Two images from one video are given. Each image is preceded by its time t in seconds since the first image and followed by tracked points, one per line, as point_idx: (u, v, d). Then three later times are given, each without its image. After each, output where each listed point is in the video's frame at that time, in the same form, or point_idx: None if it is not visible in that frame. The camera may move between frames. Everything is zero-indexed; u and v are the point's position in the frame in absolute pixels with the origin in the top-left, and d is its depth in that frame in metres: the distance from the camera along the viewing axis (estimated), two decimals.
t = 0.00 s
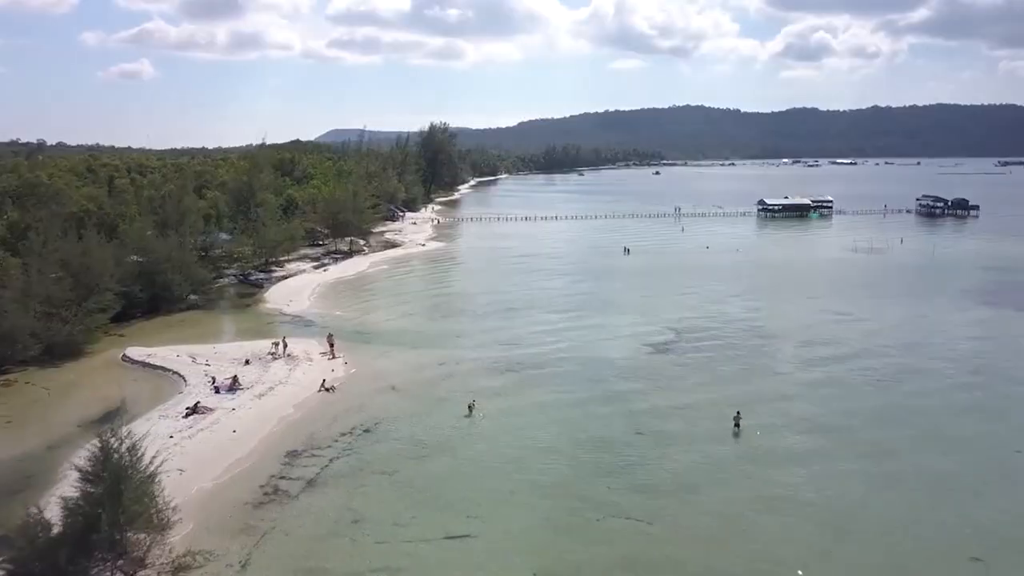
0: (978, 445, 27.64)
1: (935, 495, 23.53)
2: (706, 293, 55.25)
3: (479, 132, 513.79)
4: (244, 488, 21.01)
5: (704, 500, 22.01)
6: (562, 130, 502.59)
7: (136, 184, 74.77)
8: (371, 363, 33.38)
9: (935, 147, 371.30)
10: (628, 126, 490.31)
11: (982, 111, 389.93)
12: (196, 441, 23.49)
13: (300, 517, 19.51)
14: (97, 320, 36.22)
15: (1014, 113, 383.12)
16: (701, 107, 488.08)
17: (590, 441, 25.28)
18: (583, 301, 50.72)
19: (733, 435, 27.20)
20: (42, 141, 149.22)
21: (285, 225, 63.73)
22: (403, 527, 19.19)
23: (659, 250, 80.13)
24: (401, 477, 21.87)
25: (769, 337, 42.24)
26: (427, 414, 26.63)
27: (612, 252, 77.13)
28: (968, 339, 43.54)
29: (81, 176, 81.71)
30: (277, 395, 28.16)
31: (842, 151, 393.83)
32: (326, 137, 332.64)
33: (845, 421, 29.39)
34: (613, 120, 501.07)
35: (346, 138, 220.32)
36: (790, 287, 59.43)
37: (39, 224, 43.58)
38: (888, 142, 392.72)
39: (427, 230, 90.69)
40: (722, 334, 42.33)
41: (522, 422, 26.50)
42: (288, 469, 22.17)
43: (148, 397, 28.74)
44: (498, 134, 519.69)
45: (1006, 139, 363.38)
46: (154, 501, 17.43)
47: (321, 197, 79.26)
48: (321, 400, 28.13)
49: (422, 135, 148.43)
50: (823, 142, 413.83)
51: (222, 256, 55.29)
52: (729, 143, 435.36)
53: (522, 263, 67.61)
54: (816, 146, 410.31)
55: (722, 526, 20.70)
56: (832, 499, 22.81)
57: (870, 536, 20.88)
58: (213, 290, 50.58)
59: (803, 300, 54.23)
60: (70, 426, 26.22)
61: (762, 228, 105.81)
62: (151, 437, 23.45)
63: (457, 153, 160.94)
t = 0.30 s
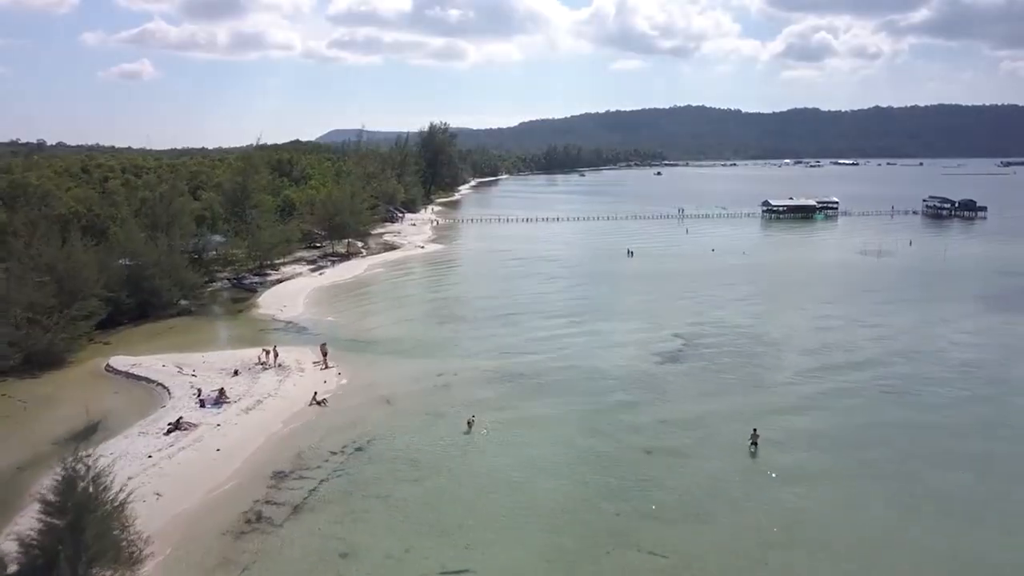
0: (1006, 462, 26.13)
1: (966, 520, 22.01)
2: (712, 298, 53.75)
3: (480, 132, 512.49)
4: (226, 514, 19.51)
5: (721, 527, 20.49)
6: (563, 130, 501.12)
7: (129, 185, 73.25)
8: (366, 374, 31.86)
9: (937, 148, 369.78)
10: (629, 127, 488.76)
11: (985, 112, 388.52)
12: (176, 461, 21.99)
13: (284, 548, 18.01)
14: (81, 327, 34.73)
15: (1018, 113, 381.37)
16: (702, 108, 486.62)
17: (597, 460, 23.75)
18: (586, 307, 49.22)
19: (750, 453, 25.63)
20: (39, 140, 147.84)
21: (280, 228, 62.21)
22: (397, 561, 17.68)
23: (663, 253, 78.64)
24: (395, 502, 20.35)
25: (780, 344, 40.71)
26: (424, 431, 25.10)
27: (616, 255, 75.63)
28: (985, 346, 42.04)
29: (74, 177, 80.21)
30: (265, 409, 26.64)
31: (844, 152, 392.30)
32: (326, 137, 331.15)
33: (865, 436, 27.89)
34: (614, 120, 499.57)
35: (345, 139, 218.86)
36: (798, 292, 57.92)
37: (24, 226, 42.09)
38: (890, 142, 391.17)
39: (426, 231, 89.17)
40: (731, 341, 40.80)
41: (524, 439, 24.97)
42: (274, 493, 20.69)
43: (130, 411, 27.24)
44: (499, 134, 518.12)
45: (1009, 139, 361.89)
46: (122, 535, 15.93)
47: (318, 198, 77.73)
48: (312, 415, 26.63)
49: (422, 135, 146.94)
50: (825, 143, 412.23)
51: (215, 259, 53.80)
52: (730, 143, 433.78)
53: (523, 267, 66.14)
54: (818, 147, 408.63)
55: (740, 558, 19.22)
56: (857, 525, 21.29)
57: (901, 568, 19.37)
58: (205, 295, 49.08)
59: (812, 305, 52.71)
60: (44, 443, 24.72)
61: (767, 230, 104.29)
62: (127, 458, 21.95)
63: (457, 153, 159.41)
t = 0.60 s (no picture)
0: None
1: (1003, 547, 20.45)
2: (719, 303, 52.24)
3: (480, 133, 510.99)
4: (204, 545, 17.98)
5: (740, 558, 18.94)
6: (564, 130, 499.52)
7: (122, 185, 71.68)
8: (360, 385, 30.31)
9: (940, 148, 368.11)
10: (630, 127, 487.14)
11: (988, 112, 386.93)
12: (153, 484, 20.46)
13: None
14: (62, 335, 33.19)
15: (1021, 113, 379.55)
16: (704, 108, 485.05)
17: (605, 482, 22.23)
18: (589, 312, 47.68)
19: (769, 473, 24.04)
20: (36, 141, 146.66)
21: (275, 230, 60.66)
22: None
23: (667, 255, 77.15)
24: (388, 531, 18.79)
25: (791, 352, 39.18)
26: (420, 449, 23.57)
27: (619, 257, 74.13)
28: (1005, 354, 40.48)
29: (67, 178, 78.65)
30: (251, 425, 25.14)
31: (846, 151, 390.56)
32: (325, 137, 329.71)
33: (887, 453, 26.37)
34: (615, 120, 497.94)
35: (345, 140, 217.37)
36: (806, 296, 56.43)
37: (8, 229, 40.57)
38: (892, 142, 389.49)
39: (426, 233, 87.63)
40: (740, 349, 39.27)
41: (527, 458, 23.43)
42: (258, 519, 19.21)
43: (109, 426, 25.71)
44: (499, 134, 516.58)
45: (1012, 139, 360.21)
46: None
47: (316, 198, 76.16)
48: (301, 431, 25.10)
49: (422, 135, 145.42)
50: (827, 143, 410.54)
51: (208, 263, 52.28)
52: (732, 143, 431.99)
53: (524, 270, 64.66)
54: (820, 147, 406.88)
55: None
56: (887, 555, 19.75)
57: None
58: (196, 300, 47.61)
59: (822, 310, 51.19)
60: (15, 461, 23.17)
61: (771, 231, 102.79)
62: (100, 481, 20.44)
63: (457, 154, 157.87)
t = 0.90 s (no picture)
0: None
1: None
2: (727, 308, 50.58)
3: (481, 133, 509.46)
4: None
5: None
6: (565, 130, 498.04)
7: (115, 186, 70.08)
8: (354, 397, 28.72)
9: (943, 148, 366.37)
10: (631, 128, 485.55)
11: (991, 112, 385.16)
12: (126, 511, 18.93)
13: None
14: (42, 344, 31.63)
15: None
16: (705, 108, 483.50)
17: (614, 507, 20.70)
18: (594, 318, 46.00)
19: (791, 498, 22.34)
20: (32, 141, 145.27)
21: (270, 232, 59.06)
22: None
23: (671, 258, 75.50)
24: (380, 566, 17.24)
25: (806, 361, 37.48)
26: (416, 471, 22.00)
27: (622, 260, 72.60)
28: None
29: (59, 179, 77.07)
30: (236, 443, 23.58)
31: (849, 151, 388.82)
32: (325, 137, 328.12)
33: (916, 475, 24.68)
34: (616, 120, 496.21)
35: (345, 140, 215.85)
36: (817, 301, 54.74)
37: None
38: (895, 142, 387.79)
39: (425, 234, 85.97)
40: (752, 358, 37.57)
41: (531, 482, 21.76)
42: (238, 552, 17.68)
43: (85, 444, 24.12)
44: (500, 134, 515.03)
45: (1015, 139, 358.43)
46: None
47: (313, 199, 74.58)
48: (289, 450, 23.54)
49: (422, 135, 143.81)
50: (829, 143, 408.72)
51: (200, 266, 50.74)
52: (733, 143, 430.25)
53: (526, 273, 63.00)
54: (822, 147, 405.10)
55: None
56: None
57: None
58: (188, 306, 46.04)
59: (833, 315, 49.67)
60: None
61: (777, 233, 101.06)
62: (69, 508, 18.90)
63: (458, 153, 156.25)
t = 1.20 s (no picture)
0: None
1: None
2: (734, 314, 48.98)
3: (481, 133, 508.01)
4: None
5: None
6: (565, 130, 496.61)
7: (107, 188, 68.55)
8: (347, 412, 27.13)
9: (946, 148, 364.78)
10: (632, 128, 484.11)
11: (993, 113, 383.65)
12: (93, 544, 17.40)
13: None
14: (20, 355, 30.09)
15: None
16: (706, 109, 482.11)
17: (626, 537, 19.10)
18: (597, 324, 44.40)
19: (817, 527, 20.59)
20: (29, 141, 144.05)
21: (264, 234, 57.49)
22: None
23: (675, 261, 73.90)
24: None
25: (819, 371, 35.83)
26: (410, 497, 20.43)
27: (626, 263, 71.11)
28: None
29: (51, 180, 75.55)
30: (218, 464, 22.03)
31: (851, 152, 387.31)
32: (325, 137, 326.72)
33: (948, 499, 22.95)
34: (617, 120, 494.75)
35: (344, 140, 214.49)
36: (827, 306, 53.11)
37: None
38: (897, 143, 386.26)
39: (424, 236, 84.39)
40: (764, 368, 35.94)
41: (535, 509, 20.13)
42: None
43: (57, 463, 22.54)
44: (500, 134, 513.65)
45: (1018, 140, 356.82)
46: None
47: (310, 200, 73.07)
48: (276, 472, 21.99)
49: (421, 135, 142.34)
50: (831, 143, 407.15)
51: (191, 270, 49.19)
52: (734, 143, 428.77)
53: (527, 277, 61.45)
54: (824, 147, 403.50)
55: None
56: None
57: None
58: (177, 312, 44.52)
59: (845, 321, 48.16)
60: None
61: (782, 235, 99.45)
62: (31, 541, 17.37)
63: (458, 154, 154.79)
